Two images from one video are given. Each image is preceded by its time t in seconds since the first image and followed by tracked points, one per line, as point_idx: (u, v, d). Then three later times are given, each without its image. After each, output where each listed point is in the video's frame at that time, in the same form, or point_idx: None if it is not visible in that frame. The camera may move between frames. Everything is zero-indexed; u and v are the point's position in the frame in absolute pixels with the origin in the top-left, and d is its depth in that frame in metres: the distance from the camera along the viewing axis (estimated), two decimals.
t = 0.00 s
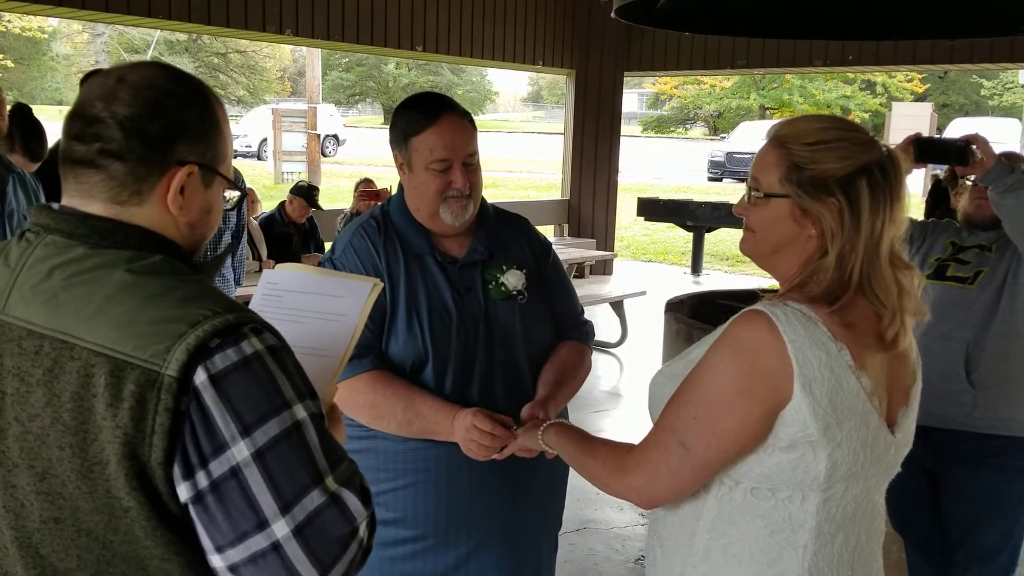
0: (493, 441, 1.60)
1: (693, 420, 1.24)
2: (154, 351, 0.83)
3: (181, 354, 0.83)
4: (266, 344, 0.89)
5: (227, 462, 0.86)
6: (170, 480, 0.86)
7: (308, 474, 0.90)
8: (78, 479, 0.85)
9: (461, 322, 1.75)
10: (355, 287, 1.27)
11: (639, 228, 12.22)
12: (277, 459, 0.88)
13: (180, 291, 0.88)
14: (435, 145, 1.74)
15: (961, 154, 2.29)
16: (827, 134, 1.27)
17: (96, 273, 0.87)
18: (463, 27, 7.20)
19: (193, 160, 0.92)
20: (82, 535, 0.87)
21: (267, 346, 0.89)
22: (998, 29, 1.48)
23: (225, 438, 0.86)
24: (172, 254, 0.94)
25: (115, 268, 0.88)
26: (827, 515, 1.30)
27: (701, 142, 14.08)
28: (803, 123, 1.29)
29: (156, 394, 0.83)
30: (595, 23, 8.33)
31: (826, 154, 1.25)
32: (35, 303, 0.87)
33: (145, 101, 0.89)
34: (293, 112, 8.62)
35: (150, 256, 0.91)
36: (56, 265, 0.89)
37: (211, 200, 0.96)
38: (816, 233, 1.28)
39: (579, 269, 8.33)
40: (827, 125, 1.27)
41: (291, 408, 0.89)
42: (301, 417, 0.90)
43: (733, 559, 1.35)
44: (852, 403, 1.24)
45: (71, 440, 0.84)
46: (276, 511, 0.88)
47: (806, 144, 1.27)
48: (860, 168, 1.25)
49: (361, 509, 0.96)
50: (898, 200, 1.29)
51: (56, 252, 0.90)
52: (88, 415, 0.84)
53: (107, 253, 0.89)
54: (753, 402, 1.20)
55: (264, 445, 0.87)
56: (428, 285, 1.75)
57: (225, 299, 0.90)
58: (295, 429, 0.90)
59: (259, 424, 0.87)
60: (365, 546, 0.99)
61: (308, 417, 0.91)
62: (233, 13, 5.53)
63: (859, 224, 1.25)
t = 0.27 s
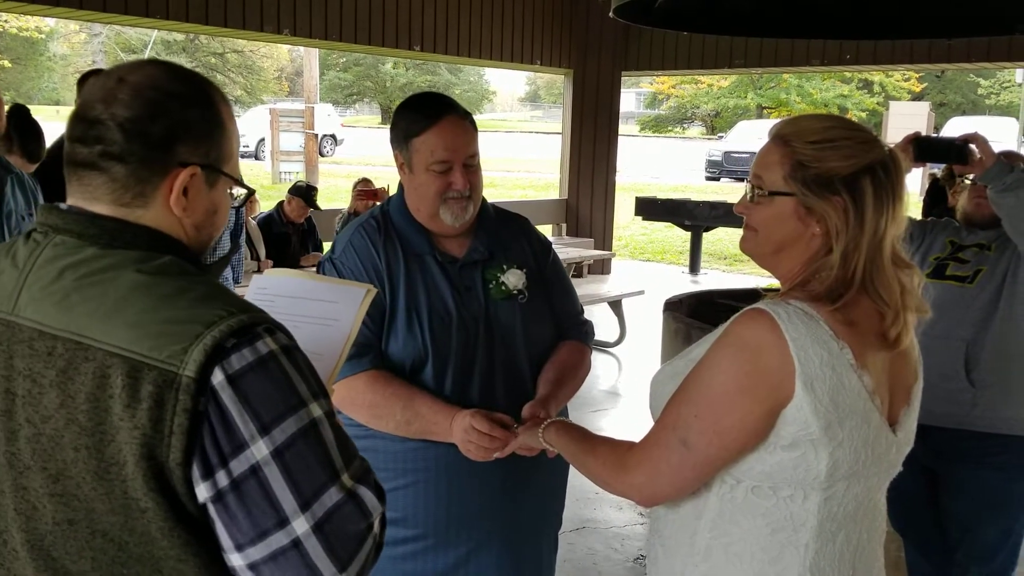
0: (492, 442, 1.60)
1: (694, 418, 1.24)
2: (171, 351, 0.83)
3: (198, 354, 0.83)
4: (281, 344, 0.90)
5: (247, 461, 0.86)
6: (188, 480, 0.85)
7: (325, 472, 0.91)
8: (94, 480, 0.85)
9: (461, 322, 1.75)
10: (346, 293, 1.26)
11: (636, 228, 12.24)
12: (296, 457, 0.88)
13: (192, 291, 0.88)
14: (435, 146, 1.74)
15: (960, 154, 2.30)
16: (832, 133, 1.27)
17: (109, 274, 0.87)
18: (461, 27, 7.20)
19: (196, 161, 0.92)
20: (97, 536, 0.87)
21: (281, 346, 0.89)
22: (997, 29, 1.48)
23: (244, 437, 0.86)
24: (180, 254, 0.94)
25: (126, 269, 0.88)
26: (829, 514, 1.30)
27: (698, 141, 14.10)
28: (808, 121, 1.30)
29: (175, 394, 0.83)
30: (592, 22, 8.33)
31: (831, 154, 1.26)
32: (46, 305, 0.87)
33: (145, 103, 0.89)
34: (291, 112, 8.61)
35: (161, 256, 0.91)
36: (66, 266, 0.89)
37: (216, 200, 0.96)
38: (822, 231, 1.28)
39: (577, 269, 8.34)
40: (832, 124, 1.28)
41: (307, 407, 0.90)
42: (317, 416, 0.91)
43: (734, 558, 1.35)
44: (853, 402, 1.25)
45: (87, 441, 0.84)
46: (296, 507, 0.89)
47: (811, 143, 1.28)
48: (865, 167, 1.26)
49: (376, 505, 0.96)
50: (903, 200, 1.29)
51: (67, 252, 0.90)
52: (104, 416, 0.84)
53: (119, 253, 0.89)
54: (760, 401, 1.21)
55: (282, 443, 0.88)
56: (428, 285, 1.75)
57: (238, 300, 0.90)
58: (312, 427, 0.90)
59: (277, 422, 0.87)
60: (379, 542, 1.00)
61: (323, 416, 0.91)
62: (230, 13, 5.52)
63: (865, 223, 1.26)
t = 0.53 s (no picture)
0: (496, 441, 1.59)
1: (697, 416, 1.24)
2: (176, 354, 0.83)
3: (203, 356, 0.84)
4: (285, 344, 0.90)
5: (253, 463, 0.87)
6: (194, 484, 0.86)
7: (331, 474, 0.91)
8: (100, 485, 0.85)
9: (463, 321, 1.75)
10: (347, 289, 1.26)
11: (637, 226, 12.24)
12: (302, 458, 0.89)
13: (197, 293, 0.88)
14: (437, 145, 1.74)
15: (962, 151, 2.30)
16: (834, 131, 1.27)
17: (112, 277, 0.87)
18: (461, 26, 7.19)
19: (198, 161, 0.92)
20: (104, 540, 0.87)
21: (285, 346, 0.90)
22: (998, 27, 1.48)
23: (250, 440, 0.87)
24: (182, 255, 0.94)
25: (129, 272, 0.87)
26: (832, 512, 1.31)
27: (699, 139, 14.10)
28: (811, 118, 1.29)
29: (180, 396, 0.83)
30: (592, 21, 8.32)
31: (834, 152, 1.26)
32: (49, 309, 0.86)
33: (148, 103, 0.89)
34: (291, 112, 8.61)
35: (164, 258, 0.91)
36: (68, 269, 0.88)
37: (219, 201, 0.96)
38: (824, 229, 1.28)
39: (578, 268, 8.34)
40: (834, 122, 1.28)
41: (312, 408, 0.90)
42: (322, 417, 0.91)
43: (737, 556, 1.35)
44: (857, 400, 1.25)
45: (93, 446, 0.85)
46: (302, 509, 0.89)
47: (814, 141, 1.28)
48: (868, 164, 1.26)
49: (383, 505, 0.97)
50: (905, 198, 1.29)
51: (68, 255, 0.89)
52: (110, 420, 0.84)
53: (121, 255, 0.89)
54: (764, 399, 1.21)
55: (288, 444, 0.88)
56: (429, 284, 1.75)
57: (243, 301, 0.90)
58: (317, 428, 0.91)
59: (283, 424, 0.88)
60: (385, 542, 1.00)
61: (328, 417, 0.92)
62: (231, 13, 5.52)
63: (869, 222, 1.26)
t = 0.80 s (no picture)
0: (503, 441, 1.60)
1: (704, 413, 1.23)
2: (173, 357, 0.83)
3: (200, 359, 0.83)
4: (285, 347, 0.90)
5: (251, 467, 0.87)
6: (193, 488, 0.86)
7: (331, 477, 0.91)
8: (99, 489, 0.85)
9: (469, 319, 1.75)
10: (357, 288, 1.27)
11: (642, 224, 12.23)
12: (300, 462, 0.88)
13: (196, 295, 0.88)
14: (440, 143, 1.74)
15: (969, 147, 2.31)
16: (810, 129, 1.27)
17: (111, 280, 0.87)
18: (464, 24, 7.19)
19: (201, 162, 0.92)
20: (104, 545, 0.87)
21: (285, 348, 0.89)
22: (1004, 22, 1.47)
23: (247, 444, 0.86)
24: (181, 256, 0.94)
25: (128, 274, 0.88)
26: (840, 509, 1.30)
27: (702, 136, 14.08)
28: (786, 125, 1.29)
29: (177, 400, 0.83)
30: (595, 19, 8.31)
31: (813, 151, 1.26)
32: (48, 312, 0.87)
33: (152, 102, 0.89)
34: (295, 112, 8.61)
35: (163, 260, 0.91)
36: (67, 272, 0.89)
37: (220, 204, 0.96)
38: (824, 228, 1.27)
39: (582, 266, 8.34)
40: (809, 121, 1.28)
41: (312, 411, 0.90)
42: (322, 419, 0.91)
43: (745, 553, 1.35)
44: (865, 397, 1.24)
45: (90, 451, 0.85)
46: (301, 514, 0.89)
47: (792, 145, 1.27)
48: (850, 155, 1.25)
49: (384, 509, 0.97)
50: (896, 175, 1.28)
51: (68, 259, 0.90)
52: (107, 425, 0.84)
53: (121, 258, 0.89)
54: (768, 396, 1.20)
55: (286, 448, 0.88)
56: (434, 283, 1.75)
57: (241, 302, 0.90)
58: (317, 431, 0.90)
59: (281, 427, 0.88)
60: (388, 546, 1.00)
61: (328, 419, 0.91)
62: (234, 14, 5.53)
63: (865, 211, 1.25)
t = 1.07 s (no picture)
0: (509, 444, 1.60)
1: (710, 413, 1.23)
2: (162, 358, 0.83)
3: (190, 360, 0.83)
4: (278, 347, 0.89)
5: (240, 470, 0.86)
6: (181, 490, 0.85)
7: (323, 481, 0.90)
8: (89, 490, 0.85)
9: (474, 319, 1.75)
10: (370, 288, 1.26)
11: (646, 224, 12.21)
12: (290, 465, 0.88)
13: (190, 296, 0.87)
14: (445, 142, 1.74)
15: (977, 147, 2.27)
16: (796, 131, 1.27)
17: (105, 280, 0.87)
18: (468, 24, 7.19)
19: (201, 162, 0.92)
20: (94, 546, 0.87)
21: (279, 349, 0.89)
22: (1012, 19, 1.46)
23: (237, 446, 0.86)
24: (178, 257, 0.93)
25: (123, 274, 0.88)
26: (847, 509, 1.30)
27: (707, 135, 14.06)
28: (773, 130, 1.29)
29: (166, 401, 0.83)
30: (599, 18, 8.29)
31: (799, 152, 1.25)
32: (44, 312, 0.87)
33: (154, 100, 0.89)
34: (299, 112, 8.62)
35: (160, 260, 0.91)
36: (63, 272, 0.89)
37: (222, 204, 0.95)
38: (822, 228, 1.27)
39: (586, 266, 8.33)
40: (795, 122, 1.27)
41: (305, 414, 0.89)
42: (315, 422, 0.90)
43: (752, 553, 1.35)
44: (871, 397, 1.24)
45: (80, 451, 0.85)
46: (291, 518, 0.88)
47: (780, 149, 1.27)
48: (840, 150, 1.24)
49: (379, 515, 0.96)
50: (891, 165, 1.27)
51: (65, 259, 0.90)
52: (96, 425, 0.84)
53: (117, 258, 0.89)
54: (769, 397, 1.20)
55: (277, 450, 0.87)
56: (440, 284, 1.75)
57: (235, 303, 0.90)
58: (310, 433, 0.89)
59: (271, 430, 0.87)
60: (384, 550, 0.99)
61: (322, 422, 0.90)
62: (238, 14, 5.53)
63: (861, 207, 1.24)
